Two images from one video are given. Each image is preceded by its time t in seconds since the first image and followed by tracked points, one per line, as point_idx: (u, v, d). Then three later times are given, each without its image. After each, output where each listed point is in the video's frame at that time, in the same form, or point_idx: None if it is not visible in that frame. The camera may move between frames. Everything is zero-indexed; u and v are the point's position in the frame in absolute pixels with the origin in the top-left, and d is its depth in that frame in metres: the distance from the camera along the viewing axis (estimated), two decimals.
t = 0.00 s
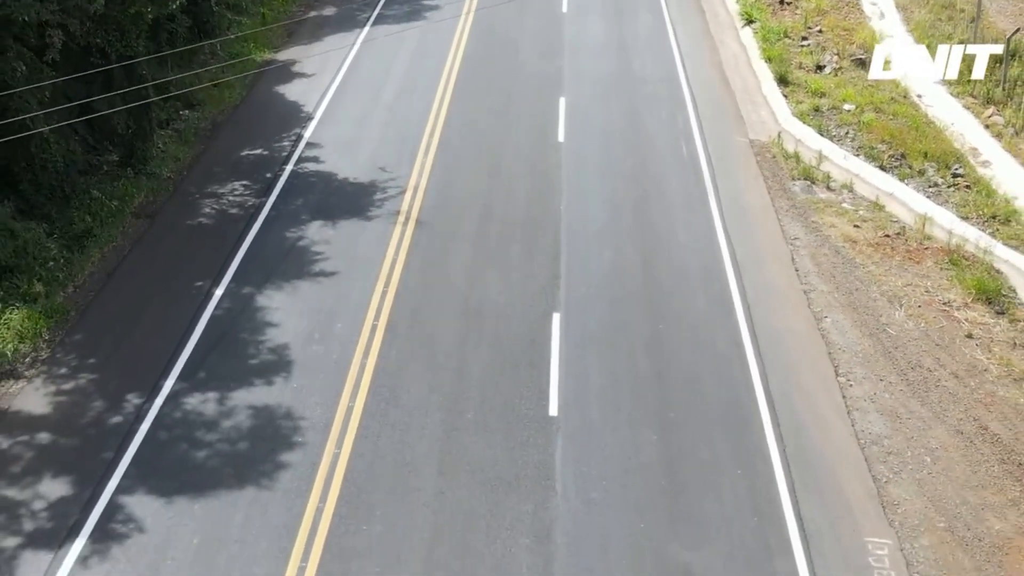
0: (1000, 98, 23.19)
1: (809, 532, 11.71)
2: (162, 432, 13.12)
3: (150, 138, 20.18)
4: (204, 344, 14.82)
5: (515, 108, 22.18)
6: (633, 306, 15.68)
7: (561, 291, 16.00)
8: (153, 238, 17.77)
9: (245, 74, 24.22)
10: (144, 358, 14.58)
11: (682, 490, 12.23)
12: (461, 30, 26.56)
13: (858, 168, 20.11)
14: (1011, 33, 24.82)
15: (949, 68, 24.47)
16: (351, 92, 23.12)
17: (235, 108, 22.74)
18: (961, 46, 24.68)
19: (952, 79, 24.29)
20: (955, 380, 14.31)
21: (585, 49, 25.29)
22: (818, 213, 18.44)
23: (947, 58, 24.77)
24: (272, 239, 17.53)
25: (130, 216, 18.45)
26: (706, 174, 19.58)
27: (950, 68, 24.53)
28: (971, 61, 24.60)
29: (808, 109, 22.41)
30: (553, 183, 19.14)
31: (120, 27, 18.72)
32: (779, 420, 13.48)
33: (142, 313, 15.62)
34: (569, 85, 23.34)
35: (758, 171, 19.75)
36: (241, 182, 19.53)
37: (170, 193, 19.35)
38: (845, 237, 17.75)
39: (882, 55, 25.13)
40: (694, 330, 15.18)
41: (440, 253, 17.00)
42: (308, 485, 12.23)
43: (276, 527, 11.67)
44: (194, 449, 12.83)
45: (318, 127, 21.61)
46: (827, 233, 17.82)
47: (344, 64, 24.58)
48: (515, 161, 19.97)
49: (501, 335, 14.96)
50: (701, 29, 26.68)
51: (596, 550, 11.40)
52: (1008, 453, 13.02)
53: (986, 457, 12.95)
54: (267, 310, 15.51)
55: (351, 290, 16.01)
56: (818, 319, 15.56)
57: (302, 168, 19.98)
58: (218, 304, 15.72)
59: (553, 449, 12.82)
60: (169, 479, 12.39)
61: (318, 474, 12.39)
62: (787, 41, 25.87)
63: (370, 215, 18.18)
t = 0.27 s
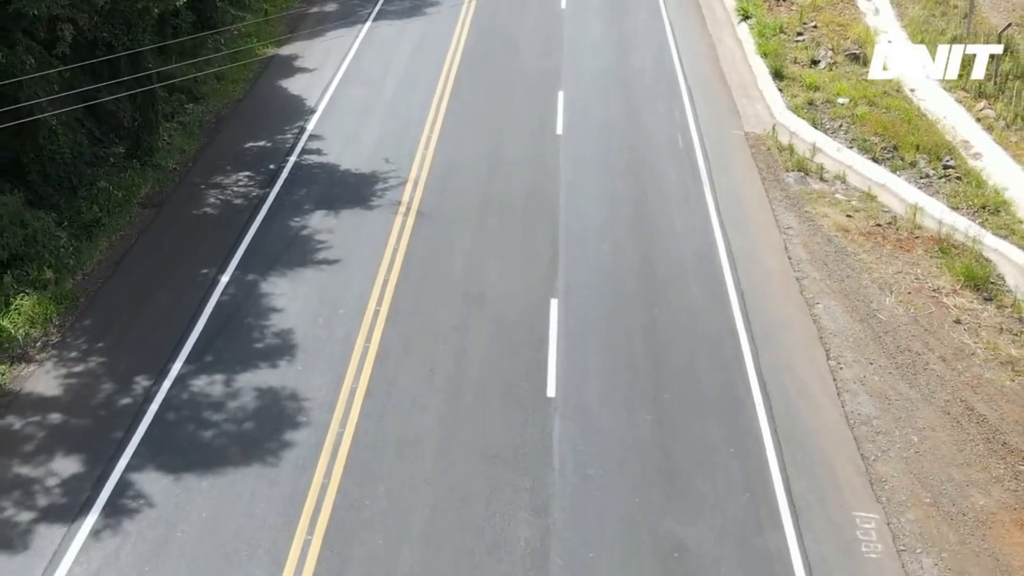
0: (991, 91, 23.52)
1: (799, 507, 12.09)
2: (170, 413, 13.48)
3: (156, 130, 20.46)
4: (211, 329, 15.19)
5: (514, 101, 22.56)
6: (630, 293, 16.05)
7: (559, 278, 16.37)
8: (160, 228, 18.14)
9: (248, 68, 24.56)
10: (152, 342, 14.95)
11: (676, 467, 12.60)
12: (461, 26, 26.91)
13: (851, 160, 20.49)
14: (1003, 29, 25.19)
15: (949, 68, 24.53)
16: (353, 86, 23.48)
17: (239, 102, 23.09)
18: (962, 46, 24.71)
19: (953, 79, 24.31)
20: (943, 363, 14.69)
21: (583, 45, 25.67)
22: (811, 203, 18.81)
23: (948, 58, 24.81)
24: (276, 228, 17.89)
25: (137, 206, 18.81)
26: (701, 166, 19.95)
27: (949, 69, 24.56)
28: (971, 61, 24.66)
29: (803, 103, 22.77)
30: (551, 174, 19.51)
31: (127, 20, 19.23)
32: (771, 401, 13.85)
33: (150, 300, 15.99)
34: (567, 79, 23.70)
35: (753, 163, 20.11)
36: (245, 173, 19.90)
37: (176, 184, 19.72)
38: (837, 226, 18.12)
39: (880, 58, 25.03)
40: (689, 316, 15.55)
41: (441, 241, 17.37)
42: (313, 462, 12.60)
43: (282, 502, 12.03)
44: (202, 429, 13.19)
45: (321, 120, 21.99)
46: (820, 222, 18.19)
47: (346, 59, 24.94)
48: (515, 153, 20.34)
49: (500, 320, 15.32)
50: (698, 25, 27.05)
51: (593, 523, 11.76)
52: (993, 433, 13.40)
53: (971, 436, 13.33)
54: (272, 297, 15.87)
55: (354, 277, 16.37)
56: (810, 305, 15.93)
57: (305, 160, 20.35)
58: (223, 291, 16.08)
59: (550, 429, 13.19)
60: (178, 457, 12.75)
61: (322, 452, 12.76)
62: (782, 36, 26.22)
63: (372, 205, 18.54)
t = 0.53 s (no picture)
0: (983, 86, 23.90)
1: (788, 484, 12.46)
2: (178, 394, 13.86)
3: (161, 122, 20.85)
4: (217, 314, 15.57)
5: (513, 95, 22.94)
6: (626, 280, 16.42)
7: (557, 266, 16.75)
8: (166, 218, 18.52)
9: (251, 63, 24.92)
10: (159, 327, 15.34)
11: (670, 446, 12.98)
12: (460, 22, 27.28)
13: (844, 152, 20.86)
14: (994, 24, 25.54)
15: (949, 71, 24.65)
16: (355, 80, 23.85)
17: (242, 96, 23.46)
18: (961, 46, 24.90)
19: (953, 79, 24.48)
20: (931, 347, 15.06)
21: (582, 40, 26.03)
22: (804, 194, 19.19)
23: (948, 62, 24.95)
24: (280, 218, 18.27)
25: (143, 197, 19.19)
26: (697, 158, 20.33)
27: (949, 71, 24.66)
28: (971, 60, 24.83)
29: (797, 97, 23.14)
30: (549, 166, 19.89)
31: (133, 15, 19.84)
32: (762, 384, 14.23)
33: (157, 287, 16.37)
34: (566, 74, 24.07)
35: (748, 156, 20.48)
36: (249, 165, 20.28)
37: (181, 176, 20.10)
38: (829, 216, 18.49)
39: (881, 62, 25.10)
40: (683, 302, 15.93)
41: (441, 231, 17.74)
42: (317, 441, 12.97)
43: (287, 479, 12.41)
44: (209, 410, 13.56)
45: (323, 114, 22.37)
46: (812, 212, 18.56)
47: (347, 54, 25.32)
48: (514, 145, 20.71)
49: (499, 306, 15.70)
50: (695, 21, 27.42)
51: (588, 499, 12.14)
52: (979, 413, 13.78)
53: (957, 417, 13.71)
54: (276, 284, 16.25)
55: (356, 265, 16.75)
56: (801, 292, 16.30)
57: (307, 152, 20.74)
58: (228, 279, 16.47)
59: (548, 409, 13.57)
60: (186, 436, 13.12)
61: (326, 432, 13.14)
62: (778, 32, 26.59)
63: (373, 196, 18.92)
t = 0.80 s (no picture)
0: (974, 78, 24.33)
1: (778, 457, 12.90)
2: (187, 373, 14.29)
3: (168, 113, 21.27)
4: (224, 298, 16.01)
5: (513, 88, 23.38)
6: (622, 265, 16.85)
7: (555, 251, 17.18)
8: (173, 206, 18.96)
9: (255, 57, 25.34)
10: (168, 310, 15.78)
11: (664, 421, 13.42)
12: (461, 17, 27.71)
13: (837, 143, 21.28)
14: (986, 19, 25.94)
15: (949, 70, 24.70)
16: (357, 74, 24.29)
17: (247, 88, 23.88)
18: (961, 46, 24.95)
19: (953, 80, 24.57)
20: (919, 329, 15.50)
21: (580, 35, 26.47)
22: (797, 183, 19.62)
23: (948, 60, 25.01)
24: (284, 206, 18.71)
25: (150, 186, 19.61)
26: (692, 148, 20.75)
27: (949, 71, 24.70)
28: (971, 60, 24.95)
29: (791, 89, 23.56)
30: (548, 156, 20.33)
31: (140, 7, 20.12)
32: (754, 363, 14.66)
33: (165, 272, 16.81)
34: (564, 68, 24.51)
35: (742, 146, 20.90)
36: (254, 155, 20.71)
37: (187, 165, 20.53)
38: (821, 204, 18.92)
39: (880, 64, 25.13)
40: (678, 285, 16.36)
41: (442, 218, 18.18)
42: (323, 417, 13.41)
43: (294, 452, 12.85)
44: (217, 387, 14.00)
45: (326, 106, 22.80)
46: (805, 200, 18.99)
47: (350, 48, 25.74)
48: (513, 136, 21.15)
49: (498, 289, 16.13)
50: (691, 16, 27.85)
51: (585, 471, 12.58)
52: (963, 391, 14.22)
53: (942, 395, 14.14)
54: (282, 268, 16.68)
55: (359, 250, 17.18)
56: (793, 277, 16.73)
57: (311, 143, 21.17)
58: (235, 264, 16.91)
59: (546, 387, 14.00)
60: (195, 412, 13.56)
61: (331, 408, 13.57)
62: (773, 27, 27.01)
63: (376, 184, 19.35)
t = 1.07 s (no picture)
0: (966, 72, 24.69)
1: (769, 435, 13.30)
2: (195, 355, 14.71)
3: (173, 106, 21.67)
4: (230, 283, 16.42)
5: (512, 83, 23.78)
6: (619, 252, 17.26)
7: (553, 239, 17.59)
8: (179, 196, 19.37)
9: (259, 51, 25.72)
10: (176, 295, 16.20)
11: (658, 401, 13.83)
12: (460, 14, 28.12)
13: (830, 135, 21.68)
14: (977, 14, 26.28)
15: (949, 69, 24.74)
16: (359, 68, 24.69)
17: (251, 82, 24.28)
18: (961, 46, 25.04)
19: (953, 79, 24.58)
20: (908, 313, 15.89)
21: (579, 31, 26.89)
22: (791, 173, 20.02)
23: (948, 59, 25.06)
24: (289, 195, 19.12)
25: (157, 177, 20.02)
26: (688, 140, 21.16)
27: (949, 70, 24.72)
28: (971, 62, 25.04)
29: (786, 83, 23.96)
30: (546, 148, 20.75)
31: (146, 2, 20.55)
32: (746, 346, 15.06)
33: (173, 259, 17.22)
34: (562, 62, 24.92)
35: (737, 138, 21.30)
36: (258, 147, 21.12)
37: (193, 156, 20.94)
38: (814, 193, 19.32)
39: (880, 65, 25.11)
40: (673, 272, 16.76)
41: (442, 207, 18.59)
42: (327, 397, 13.82)
43: (300, 430, 13.26)
44: (224, 368, 14.41)
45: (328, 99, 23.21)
46: (798, 190, 19.39)
47: (351, 43, 26.14)
48: (513, 129, 21.56)
49: (498, 275, 16.53)
50: (688, 13, 28.25)
51: (581, 447, 12.98)
52: (950, 372, 14.61)
53: (929, 375, 14.54)
54: (286, 255, 17.09)
55: (362, 238, 17.59)
56: (786, 263, 17.13)
57: (314, 135, 21.58)
58: (241, 251, 17.32)
59: (544, 368, 14.41)
60: (204, 391, 13.97)
61: (336, 388, 13.98)
62: (769, 22, 27.42)
63: (378, 175, 19.76)
